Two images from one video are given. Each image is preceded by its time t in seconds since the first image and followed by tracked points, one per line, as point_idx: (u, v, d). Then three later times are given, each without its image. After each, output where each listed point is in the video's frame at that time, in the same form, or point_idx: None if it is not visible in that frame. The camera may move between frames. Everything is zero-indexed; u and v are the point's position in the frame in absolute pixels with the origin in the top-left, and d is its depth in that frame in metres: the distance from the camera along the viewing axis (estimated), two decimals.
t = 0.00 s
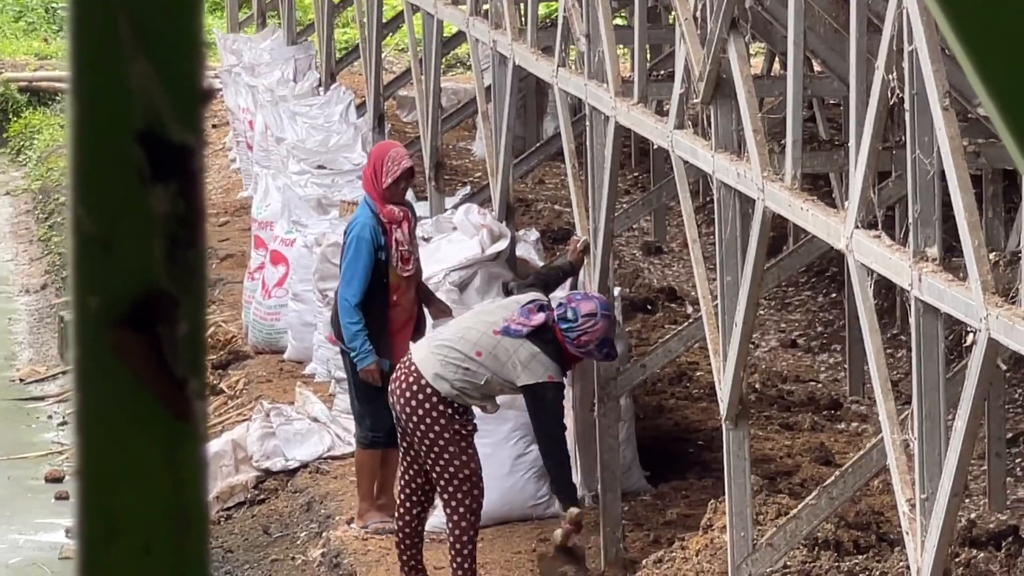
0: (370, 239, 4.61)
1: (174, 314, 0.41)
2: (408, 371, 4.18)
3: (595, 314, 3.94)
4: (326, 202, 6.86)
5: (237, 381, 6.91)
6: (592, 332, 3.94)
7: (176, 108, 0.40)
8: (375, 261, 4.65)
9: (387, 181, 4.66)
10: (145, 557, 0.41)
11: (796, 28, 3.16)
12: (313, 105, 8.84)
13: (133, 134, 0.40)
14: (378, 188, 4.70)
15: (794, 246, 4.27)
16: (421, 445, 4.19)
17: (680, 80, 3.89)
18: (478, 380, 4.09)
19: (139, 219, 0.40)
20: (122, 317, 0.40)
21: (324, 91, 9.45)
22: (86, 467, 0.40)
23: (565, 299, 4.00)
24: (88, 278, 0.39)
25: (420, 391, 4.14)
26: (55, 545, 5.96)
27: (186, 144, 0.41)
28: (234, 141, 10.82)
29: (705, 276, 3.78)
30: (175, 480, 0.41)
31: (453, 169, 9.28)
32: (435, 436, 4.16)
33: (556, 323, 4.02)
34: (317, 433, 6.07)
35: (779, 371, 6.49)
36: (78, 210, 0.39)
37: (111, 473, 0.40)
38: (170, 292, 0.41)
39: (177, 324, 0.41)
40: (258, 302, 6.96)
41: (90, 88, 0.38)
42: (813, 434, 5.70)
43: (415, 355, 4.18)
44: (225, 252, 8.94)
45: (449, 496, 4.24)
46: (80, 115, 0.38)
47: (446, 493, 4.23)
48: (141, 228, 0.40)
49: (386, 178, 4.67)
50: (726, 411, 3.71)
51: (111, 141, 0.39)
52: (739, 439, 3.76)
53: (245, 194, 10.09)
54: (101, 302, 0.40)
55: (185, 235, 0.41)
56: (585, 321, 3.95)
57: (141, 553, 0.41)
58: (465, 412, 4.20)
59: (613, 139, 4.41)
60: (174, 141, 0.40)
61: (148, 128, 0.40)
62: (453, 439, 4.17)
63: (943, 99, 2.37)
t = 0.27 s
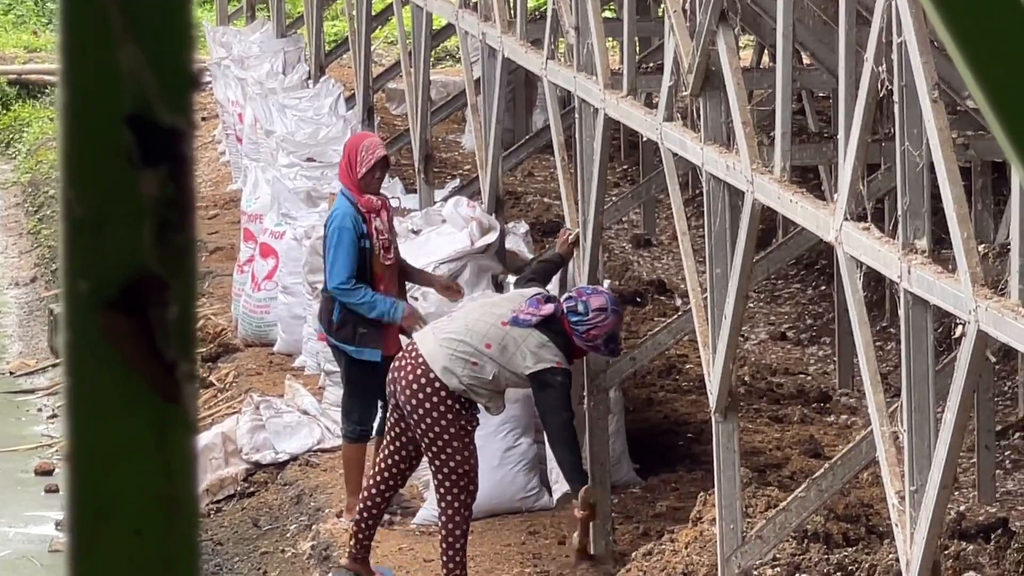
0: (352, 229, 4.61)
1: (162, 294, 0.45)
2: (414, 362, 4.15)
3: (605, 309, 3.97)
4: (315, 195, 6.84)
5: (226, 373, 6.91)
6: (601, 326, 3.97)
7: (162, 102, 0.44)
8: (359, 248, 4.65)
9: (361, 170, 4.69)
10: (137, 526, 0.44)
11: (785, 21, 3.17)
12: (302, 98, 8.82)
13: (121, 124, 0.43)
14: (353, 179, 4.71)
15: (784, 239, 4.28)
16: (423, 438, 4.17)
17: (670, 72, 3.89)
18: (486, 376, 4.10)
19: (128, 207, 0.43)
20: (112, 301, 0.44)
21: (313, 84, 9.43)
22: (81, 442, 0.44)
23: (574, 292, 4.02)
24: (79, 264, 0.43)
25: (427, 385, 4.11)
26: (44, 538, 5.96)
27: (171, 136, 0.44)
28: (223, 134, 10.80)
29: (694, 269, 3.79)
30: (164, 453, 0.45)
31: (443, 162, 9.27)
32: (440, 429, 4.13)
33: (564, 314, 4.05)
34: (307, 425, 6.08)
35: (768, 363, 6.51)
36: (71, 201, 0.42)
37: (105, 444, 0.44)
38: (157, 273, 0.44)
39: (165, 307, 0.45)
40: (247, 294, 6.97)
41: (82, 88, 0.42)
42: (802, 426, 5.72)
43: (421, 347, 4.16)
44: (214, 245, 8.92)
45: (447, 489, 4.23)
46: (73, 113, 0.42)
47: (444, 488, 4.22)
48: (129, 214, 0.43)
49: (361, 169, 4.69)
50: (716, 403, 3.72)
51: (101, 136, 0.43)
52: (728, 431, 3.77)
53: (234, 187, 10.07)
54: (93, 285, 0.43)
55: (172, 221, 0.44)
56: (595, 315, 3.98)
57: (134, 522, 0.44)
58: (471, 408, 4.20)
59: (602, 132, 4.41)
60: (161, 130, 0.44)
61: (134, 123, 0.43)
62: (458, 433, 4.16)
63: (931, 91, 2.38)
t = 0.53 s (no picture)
0: (349, 213, 4.63)
1: (153, 275, 0.45)
2: (420, 354, 4.13)
3: (606, 293, 3.99)
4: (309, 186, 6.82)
5: (220, 364, 6.91)
6: (603, 310, 3.99)
7: (152, 85, 0.43)
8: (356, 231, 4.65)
9: (347, 159, 4.67)
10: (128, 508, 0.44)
11: (779, 12, 3.17)
12: (297, 89, 8.81)
13: (111, 104, 0.43)
14: (338, 169, 4.69)
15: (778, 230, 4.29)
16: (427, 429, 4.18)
17: (664, 63, 3.89)
18: (493, 366, 4.10)
19: (119, 186, 0.43)
20: (102, 284, 0.44)
21: (308, 75, 9.42)
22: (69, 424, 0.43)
23: (574, 277, 4.03)
24: (70, 246, 0.42)
25: (437, 378, 4.11)
26: (38, 529, 5.96)
27: (161, 121, 0.44)
28: (217, 125, 10.78)
29: (688, 260, 3.79)
30: (155, 434, 0.45)
31: (437, 153, 9.27)
32: (444, 421, 4.16)
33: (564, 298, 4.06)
34: (302, 416, 6.08)
35: (763, 355, 6.52)
36: (62, 184, 0.42)
37: (97, 425, 0.43)
38: (149, 255, 0.44)
39: (156, 289, 0.45)
40: (243, 286, 6.99)
41: (72, 71, 0.42)
42: (796, 417, 5.73)
43: (426, 340, 4.14)
44: (209, 236, 8.92)
45: (445, 482, 4.24)
46: (63, 98, 0.42)
47: (443, 480, 4.23)
48: (120, 193, 0.43)
49: (346, 158, 4.68)
50: (710, 394, 3.73)
51: (90, 119, 0.42)
52: (723, 422, 3.77)
53: (228, 178, 10.07)
54: (85, 267, 0.43)
55: (163, 203, 0.44)
56: (597, 299, 3.99)
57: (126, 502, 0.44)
58: (474, 400, 4.22)
59: (596, 123, 4.41)
60: (151, 113, 0.44)
61: (125, 110, 0.43)
62: (462, 426, 4.19)
63: (926, 82, 2.38)
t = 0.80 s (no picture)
0: (340, 203, 4.64)
1: (160, 257, 0.43)
2: (418, 343, 4.15)
3: (605, 284, 3.92)
4: (308, 174, 6.82)
5: (220, 353, 6.93)
6: (602, 301, 3.93)
7: (159, 66, 0.42)
8: (347, 221, 4.65)
9: (363, 151, 4.70)
10: (136, 493, 0.42)
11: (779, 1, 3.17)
12: (296, 78, 8.81)
13: (117, 84, 0.41)
14: (349, 159, 4.70)
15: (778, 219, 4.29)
16: (424, 419, 4.19)
17: (664, 52, 3.89)
18: (492, 356, 4.11)
19: (126, 164, 0.42)
20: (110, 262, 0.42)
21: (307, 64, 9.42)
22: (73, 401, 0.42)
23: (573, 267, 3.97)
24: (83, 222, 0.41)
25: (434, 367, 4.12)
26: (38, 518, 5.97)
27: (170, 100, 0.43)
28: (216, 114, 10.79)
29: (688, 249, 3.80)
30: (159, 417, 0.43)
31: (437, 142, 9.27)
32: (440, 412, 4.16)
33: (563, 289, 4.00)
34: (301, 405, 6.09)
35: (762, 344, 6.53)
36: (69, 162, 0.41)
37: (103, 405, 0.41)
38: (155, 234, 0.43)
39: (163, 268, 0.44)
40: (242, 275, 6.99)
41: (78, 51, 0.40)
42: (796, 406, 5.74)
43: (425, 329, 4.16)
44: (209, 225, 8.92)
45: (440, 471, 4.25)
46: (70, 72, 0.40)
47: (438, 469, 4.24)
48: (127, 174, 0.42)
49: (361, 150, 4.70)
50: (710, 383, 3.74)
51: (97, 96, 0.41)
52: (722, 411, 3.78)
53: (228, 167, 10.07)
54: (91, 245, 0.41)
55: (168, 183, 0.43)
56: (596, 291, 3.93)
57: (130, 483, 0.42)
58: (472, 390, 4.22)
59: (596, 112, 4.42)
60: (159, 95, 0.42)
61: (131, 95, 0.42)
62: (460, 416, 4.20)
63: (925, 71, 2.38)
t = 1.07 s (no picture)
0: (353, 195, 4.62)
1: (171, 241, 0.39)
2: (424, 335, 4.14)
3: (608, 279, 3.94)
4: (312, 164, 6.83)
5: (224, 343, 6.94)
6: (605, 296, 3.95)
7: (172, 44, 0.38)
8: (359, 213, 4.64)
9: (375, 143, 4.71)
10: (147, 497, 0.39)
11: None
12: (300, 69, 8.81)
13: (127, 55, 0.38)
14: (360, 150, 4.70)
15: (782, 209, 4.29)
16: (425, 410, 4.20)
17: (668, 42, 3.88)
18: (497, 350, 4.11)
19: (138, 145, 0.38)
20: (119, 247, 0.38)
21: (311, 55, 9.42)
22: (84, 402, 0.38)
23: (576, 262, 3.97)
24: (95, 205, 0.37)
25: (436, 357, 4.12)
26: (42, 507, 5.99)
27: (182, 79, 0.39)
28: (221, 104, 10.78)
29: (692, 239, 3.79)
30: (173, 419, 0.39)
31: (440, 133, 9.27)
32: (442, 403, 4.17)
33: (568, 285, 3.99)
34: (305, 396, 6.12)
35: (766, 334, 6.53)
36: (74, 139, 0.37)
37: (115, 406, 0.38)
38: (166, 220, 0.39)
39: (174, 254, 0.40)
40: (246, 265, 6.99)
41: (85, 21, 0.36)
42: (799, 397, 5.74)
43: (430, 323, 4.15)
44: (213, 215, 8.93)
45: (442, 462, 4.25)
46: (82, 46, 0.36)
47: (439, 460, 4.24)
48: (136, 152, 0.38)
49: (373, 141, 4.71)
50: (714, 373, 3.74)
51: (109, 72, 0.37)
52: (726, 401, 3.78)
53: (232, 157, 10.07)
54: (99, 230, 0.37)
55: (180, 163, 0.39)
56: (599, 285, 3.95)
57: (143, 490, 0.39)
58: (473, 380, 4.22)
59: (599, 103, 4.41)
60: (172, 72, 0.39)
61: (143, 73, 0.38)
62: (461, 408, 4.20)
63: (930, 61, 2.37)
